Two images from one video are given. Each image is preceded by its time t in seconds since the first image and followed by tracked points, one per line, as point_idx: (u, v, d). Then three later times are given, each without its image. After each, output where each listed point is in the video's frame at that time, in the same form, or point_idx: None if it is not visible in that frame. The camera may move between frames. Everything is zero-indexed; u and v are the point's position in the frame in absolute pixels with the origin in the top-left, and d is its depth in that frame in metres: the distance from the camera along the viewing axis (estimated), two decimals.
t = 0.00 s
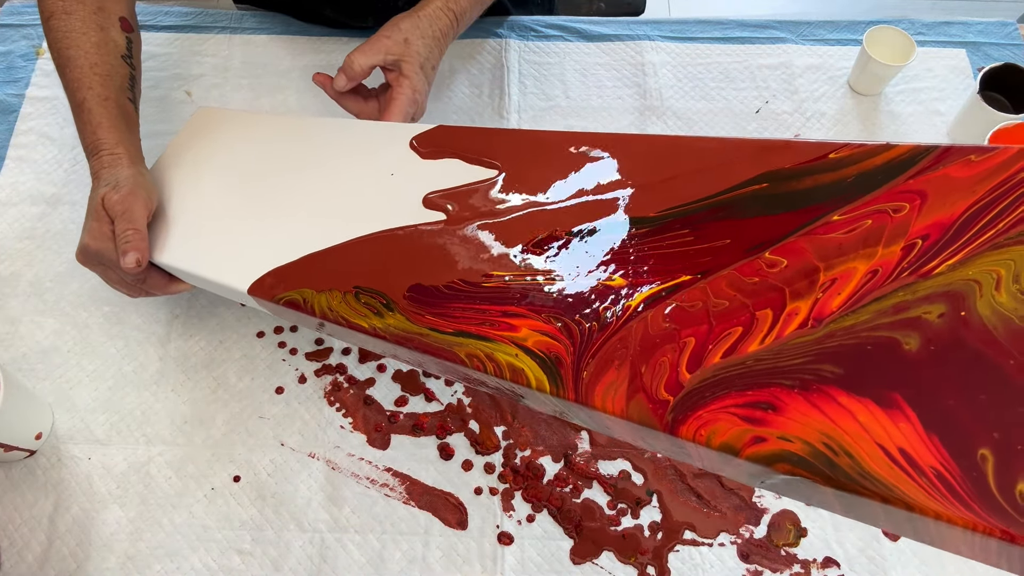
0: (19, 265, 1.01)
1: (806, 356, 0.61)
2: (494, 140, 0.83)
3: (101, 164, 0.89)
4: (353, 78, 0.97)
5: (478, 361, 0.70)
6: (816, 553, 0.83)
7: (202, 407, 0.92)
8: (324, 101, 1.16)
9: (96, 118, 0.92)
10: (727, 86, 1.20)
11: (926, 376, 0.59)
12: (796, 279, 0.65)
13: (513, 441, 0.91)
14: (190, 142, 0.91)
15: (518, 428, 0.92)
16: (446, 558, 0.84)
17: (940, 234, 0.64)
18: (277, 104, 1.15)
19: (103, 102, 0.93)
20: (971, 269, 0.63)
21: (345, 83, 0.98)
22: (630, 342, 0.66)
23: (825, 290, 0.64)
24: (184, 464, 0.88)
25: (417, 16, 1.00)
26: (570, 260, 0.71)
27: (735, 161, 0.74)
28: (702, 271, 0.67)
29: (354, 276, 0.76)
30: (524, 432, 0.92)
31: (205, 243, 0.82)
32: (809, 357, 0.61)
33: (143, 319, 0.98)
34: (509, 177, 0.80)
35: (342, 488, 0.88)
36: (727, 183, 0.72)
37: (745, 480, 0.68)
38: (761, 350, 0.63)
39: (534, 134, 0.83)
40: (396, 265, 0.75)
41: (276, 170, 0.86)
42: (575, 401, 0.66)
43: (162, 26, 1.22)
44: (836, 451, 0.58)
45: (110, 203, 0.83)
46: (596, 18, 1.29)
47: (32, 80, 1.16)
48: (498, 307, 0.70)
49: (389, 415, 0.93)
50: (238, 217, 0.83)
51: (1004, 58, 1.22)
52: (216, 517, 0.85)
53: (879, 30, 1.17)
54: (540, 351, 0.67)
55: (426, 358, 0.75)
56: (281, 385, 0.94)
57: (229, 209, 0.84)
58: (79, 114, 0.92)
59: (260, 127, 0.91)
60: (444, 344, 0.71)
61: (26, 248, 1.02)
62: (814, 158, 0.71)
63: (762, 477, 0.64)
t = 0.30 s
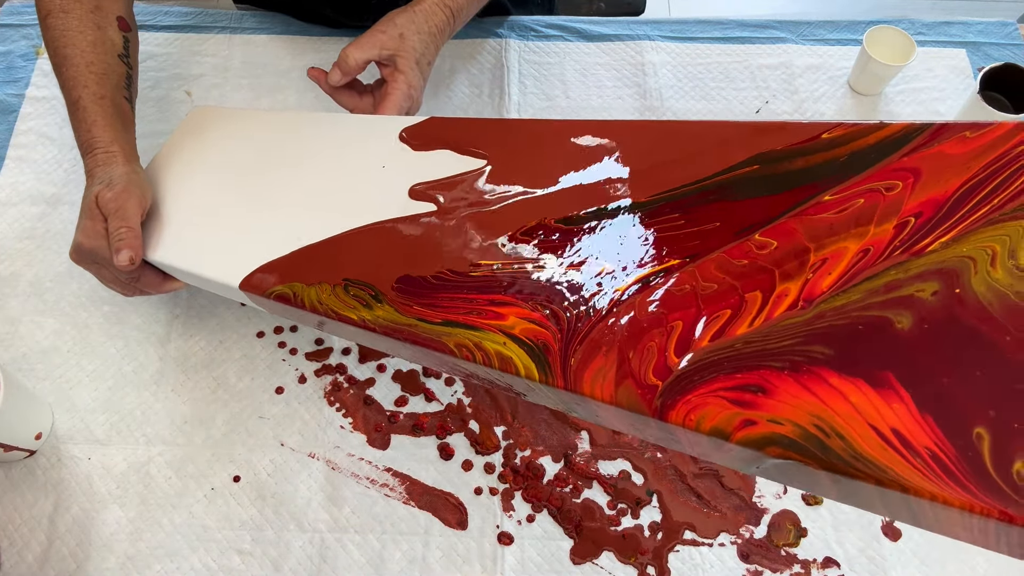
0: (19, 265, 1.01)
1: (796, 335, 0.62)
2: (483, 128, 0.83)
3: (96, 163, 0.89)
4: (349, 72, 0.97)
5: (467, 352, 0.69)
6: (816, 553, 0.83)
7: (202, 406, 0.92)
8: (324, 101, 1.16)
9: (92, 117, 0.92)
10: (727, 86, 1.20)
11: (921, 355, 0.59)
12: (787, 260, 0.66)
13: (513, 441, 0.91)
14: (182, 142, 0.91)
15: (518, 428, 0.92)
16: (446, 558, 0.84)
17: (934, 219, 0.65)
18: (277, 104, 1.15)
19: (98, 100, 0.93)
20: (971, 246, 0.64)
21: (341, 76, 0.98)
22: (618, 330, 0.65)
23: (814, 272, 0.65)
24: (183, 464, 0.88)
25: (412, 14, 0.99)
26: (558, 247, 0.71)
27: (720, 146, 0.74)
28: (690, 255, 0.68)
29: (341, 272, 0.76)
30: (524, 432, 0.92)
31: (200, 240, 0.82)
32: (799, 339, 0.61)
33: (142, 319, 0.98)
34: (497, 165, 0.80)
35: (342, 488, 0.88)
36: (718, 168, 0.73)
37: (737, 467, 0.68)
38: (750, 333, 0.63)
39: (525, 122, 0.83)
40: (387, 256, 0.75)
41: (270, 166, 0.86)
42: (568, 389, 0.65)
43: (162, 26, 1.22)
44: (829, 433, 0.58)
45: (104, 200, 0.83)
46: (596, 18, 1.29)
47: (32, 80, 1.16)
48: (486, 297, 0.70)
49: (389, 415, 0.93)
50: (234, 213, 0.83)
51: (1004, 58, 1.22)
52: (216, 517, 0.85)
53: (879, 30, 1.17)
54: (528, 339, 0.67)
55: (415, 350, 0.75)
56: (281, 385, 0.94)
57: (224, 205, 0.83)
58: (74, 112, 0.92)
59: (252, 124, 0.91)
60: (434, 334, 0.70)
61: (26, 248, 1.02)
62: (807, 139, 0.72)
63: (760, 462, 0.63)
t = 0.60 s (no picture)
0: (19, 265, 1.01)
1: (693, 496, 0.78)
2: (488, 261, 0.92)
3: (70, 149, 0.91)
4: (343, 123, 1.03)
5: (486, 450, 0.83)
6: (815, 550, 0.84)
7: (202, 407, 0.92)
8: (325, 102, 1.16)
9: (61, 96, 0.92)
10: (727, 86, 1.20)
11: (773, 518, 0.77)
12: (687, 452, 0.80)
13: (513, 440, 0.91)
14: (169, 143, 0.96)
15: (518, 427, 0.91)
16: (446, 558, 0.84)
17: (765, 445, 0.81)
18: (278, 104, 1.16)
19: (67, 79, 0.93)
20: (810, 486, 0.78)
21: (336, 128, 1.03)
22: (596, 463, 0.80)
23: (702, 459, 0.80)
24: (184, 464, 0.88)
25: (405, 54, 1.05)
26: (552, 390, 0.84)
27: (670, 347, 0.86)
28: (639, 426, 0.82)
29: (376, 352, 0.86)
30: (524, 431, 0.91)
31: (182, 253, 0.90)
32: (697, 497, 0.78)
33: (142, 318, 0.98)
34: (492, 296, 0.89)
35: (343, 488, 0.88)
36: (658, 365, 0.85)
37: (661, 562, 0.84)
38: (669, 489, 0.79)
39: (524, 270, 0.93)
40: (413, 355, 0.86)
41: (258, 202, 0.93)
42: (522, 484, 0.86)
43: (163, 26, 1.22)
44: (714, 562, 0.76)
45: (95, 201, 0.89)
46: (596, 19, 1.29)
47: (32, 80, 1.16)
48: (502, 412, 0.84)
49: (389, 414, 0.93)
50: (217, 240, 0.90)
51: (1003, 58, 1.23)
52: (217, 517, 0.85)
53: (878, 31, 1.17)
54: (536, 455, 0.82)
55: (422, 425, 0.88)
56: (281, 385, 0.94)
57: (208, 228, 0.91)
58: (41, 89, 0.92)
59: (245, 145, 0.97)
60: (461, 428, 0.84)
61: (26, 248, 1.02)
62: (701, 369, 0.85)
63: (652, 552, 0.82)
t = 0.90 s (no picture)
0: (19, 265, 1.01)
1: (689, 497, 0.78)
2: (486, 265, 0.92)
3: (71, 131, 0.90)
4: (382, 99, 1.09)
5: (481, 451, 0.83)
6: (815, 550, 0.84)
7: (202, 407, 0.92)
8: (325, 102, 1.16)
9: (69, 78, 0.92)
10: (727, 86, 1.20)
11: (770, 519, 0.77)
12: (683, 454, 0.80)
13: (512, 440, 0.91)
14: (169, 143, 0.97)
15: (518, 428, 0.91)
16: (446, 558, 0.84)
17: (759, 448, 0.81)
18: (278, 104, 1.16)
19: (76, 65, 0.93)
20: (803, 488, 0.79)
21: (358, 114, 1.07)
22: (595, 464, 0.80)
23: (698, 461, 0.80)
24: (184, 464, 0.88)
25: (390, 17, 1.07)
26: (551, 392, 0.84)
27: (666, 352, 0.86)
28: (638, 428, 0.82)
29: (378, 354, 0.87)
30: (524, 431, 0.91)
31: (182, 254, 0.90)
32: (693, 498, 0.78)
33: (143, 318, 0.98)
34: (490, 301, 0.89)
35: (343, 488, 0.88)
36: (653, 368, 0.85)
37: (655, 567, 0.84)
38: (667, 490, 0.79)
39: (523, 276, 0.94)
40: (412, 356, 0.86)
41: (258, 203, 0.93)
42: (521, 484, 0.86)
43: (163, 26, 1.22)
44: (712, 563, 0.76)
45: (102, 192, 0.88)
46: (596, 19, 1.29)
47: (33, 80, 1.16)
48: (501, 414, 0.84)
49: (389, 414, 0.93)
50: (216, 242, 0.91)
51: (1004, 58, 1.23)
52: (217, 517, 0.86)
53: (878, 30, 1.17)
54: (534, 457, 0.82)
55: (423, 427, 0.88)
56: (281, 385, 0.94)
57: (207, 229, 0.91)
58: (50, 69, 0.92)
59: (244, 147, 0.97)
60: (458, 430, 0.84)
61: (26, 247, 1.02)
62: (694, 373, 0.85)
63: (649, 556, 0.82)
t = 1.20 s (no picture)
0: (19, 265, 1.01)
1: (689, 498, 0.78)
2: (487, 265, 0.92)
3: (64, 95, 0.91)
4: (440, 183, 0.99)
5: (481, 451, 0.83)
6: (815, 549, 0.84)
7: (202, 406, 0.92)
8: (325, 102, 1.16)
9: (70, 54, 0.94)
10: (727, 86, 1.20)
11: (769, 518, 0.77)
12: (683, 454, 0.80)
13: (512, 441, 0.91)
14: (170, 143, 0.96)
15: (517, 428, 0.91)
16: (446, 557, 0.84)
17: (760, 448, 0.81)
18: (278, 104, 1.16)
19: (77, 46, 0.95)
20: (803, 488, 0.79)
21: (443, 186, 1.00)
22: (595, 464, 0.80)
23: (698, 461, 0.80)
24: (184, 464, 0.88)
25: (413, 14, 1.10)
26: (551, 391, 0.84)
27: (667, 352, 0.87)
28: (637, 428, 0.82)
29: (378, 354, 0.87)
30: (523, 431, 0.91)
31: (183, 252, 0.90)
32: (692, 498, 0.78)
33: (143, 319, 0.98)
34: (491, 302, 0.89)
35: (343, 488, 0.88)
36: (654, 369, 0.85)
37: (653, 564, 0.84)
38: (668, 490, 0.79)
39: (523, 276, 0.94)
40: (412, 355, 0.86)
41: (259, 203, 0.93)
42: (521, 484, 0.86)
43: (163, 27, 1.22)
44: (712, 562, 0.76)
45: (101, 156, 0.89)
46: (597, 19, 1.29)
47: (33, 80, 1.16)
48: (501, 414, 0.84)
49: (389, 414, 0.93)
50: (217, 241, 0.91)
51: (1004, 58, 1.23)
52: (217, 517, 0.86)
53: (878, 31, 1.17)
54: (535, 456, 0.82)
55: (423, 428, 0.88)
56: (281, 385, 0.94)
57: (208, 228, 0.91)
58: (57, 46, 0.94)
59: (245, 147, 0.97)
60: (457, 429, 0.84)
61: (26, 248, 1.02)
62: (696, 374, 0.85)
63: (649, 555, 0.82)
